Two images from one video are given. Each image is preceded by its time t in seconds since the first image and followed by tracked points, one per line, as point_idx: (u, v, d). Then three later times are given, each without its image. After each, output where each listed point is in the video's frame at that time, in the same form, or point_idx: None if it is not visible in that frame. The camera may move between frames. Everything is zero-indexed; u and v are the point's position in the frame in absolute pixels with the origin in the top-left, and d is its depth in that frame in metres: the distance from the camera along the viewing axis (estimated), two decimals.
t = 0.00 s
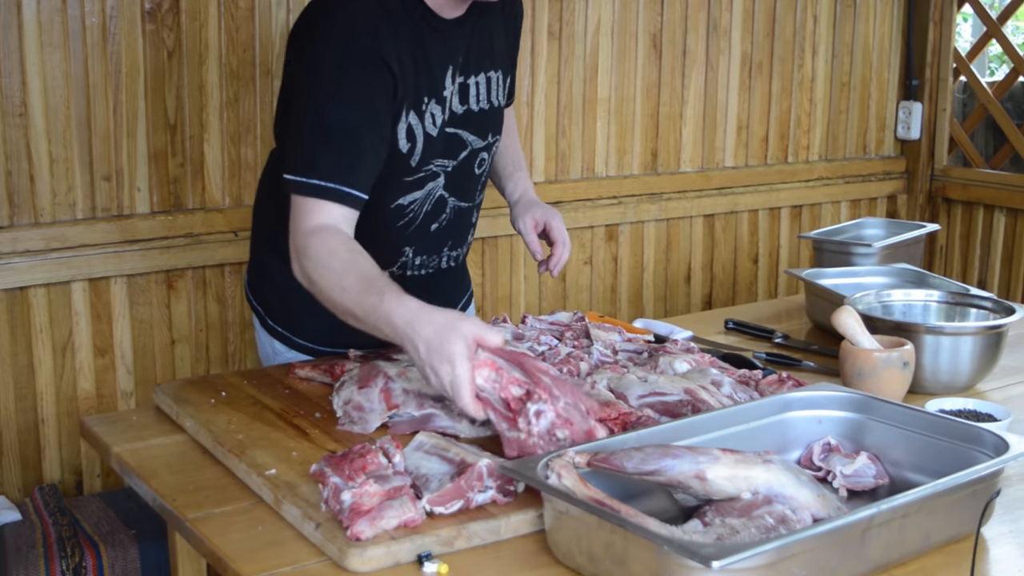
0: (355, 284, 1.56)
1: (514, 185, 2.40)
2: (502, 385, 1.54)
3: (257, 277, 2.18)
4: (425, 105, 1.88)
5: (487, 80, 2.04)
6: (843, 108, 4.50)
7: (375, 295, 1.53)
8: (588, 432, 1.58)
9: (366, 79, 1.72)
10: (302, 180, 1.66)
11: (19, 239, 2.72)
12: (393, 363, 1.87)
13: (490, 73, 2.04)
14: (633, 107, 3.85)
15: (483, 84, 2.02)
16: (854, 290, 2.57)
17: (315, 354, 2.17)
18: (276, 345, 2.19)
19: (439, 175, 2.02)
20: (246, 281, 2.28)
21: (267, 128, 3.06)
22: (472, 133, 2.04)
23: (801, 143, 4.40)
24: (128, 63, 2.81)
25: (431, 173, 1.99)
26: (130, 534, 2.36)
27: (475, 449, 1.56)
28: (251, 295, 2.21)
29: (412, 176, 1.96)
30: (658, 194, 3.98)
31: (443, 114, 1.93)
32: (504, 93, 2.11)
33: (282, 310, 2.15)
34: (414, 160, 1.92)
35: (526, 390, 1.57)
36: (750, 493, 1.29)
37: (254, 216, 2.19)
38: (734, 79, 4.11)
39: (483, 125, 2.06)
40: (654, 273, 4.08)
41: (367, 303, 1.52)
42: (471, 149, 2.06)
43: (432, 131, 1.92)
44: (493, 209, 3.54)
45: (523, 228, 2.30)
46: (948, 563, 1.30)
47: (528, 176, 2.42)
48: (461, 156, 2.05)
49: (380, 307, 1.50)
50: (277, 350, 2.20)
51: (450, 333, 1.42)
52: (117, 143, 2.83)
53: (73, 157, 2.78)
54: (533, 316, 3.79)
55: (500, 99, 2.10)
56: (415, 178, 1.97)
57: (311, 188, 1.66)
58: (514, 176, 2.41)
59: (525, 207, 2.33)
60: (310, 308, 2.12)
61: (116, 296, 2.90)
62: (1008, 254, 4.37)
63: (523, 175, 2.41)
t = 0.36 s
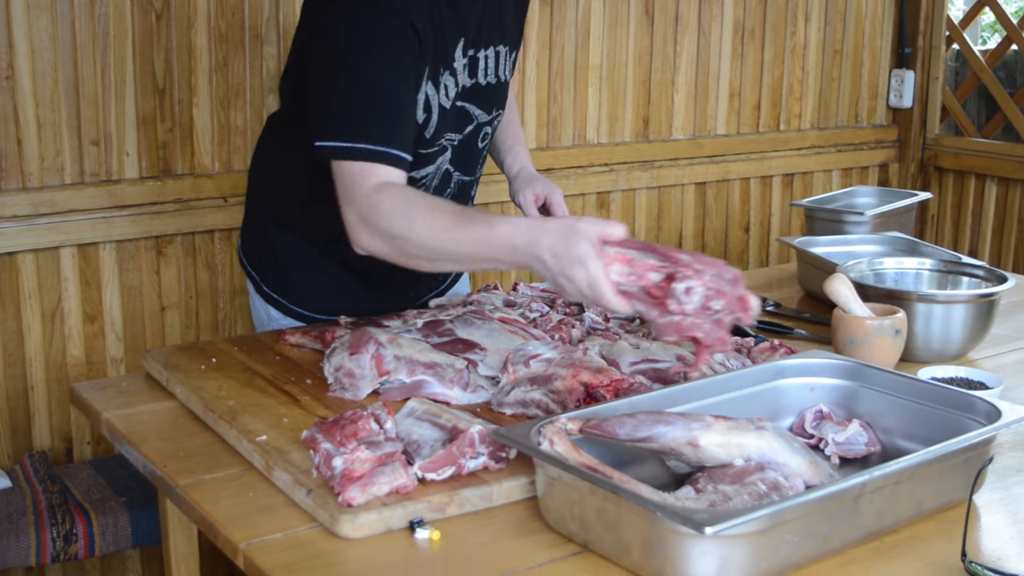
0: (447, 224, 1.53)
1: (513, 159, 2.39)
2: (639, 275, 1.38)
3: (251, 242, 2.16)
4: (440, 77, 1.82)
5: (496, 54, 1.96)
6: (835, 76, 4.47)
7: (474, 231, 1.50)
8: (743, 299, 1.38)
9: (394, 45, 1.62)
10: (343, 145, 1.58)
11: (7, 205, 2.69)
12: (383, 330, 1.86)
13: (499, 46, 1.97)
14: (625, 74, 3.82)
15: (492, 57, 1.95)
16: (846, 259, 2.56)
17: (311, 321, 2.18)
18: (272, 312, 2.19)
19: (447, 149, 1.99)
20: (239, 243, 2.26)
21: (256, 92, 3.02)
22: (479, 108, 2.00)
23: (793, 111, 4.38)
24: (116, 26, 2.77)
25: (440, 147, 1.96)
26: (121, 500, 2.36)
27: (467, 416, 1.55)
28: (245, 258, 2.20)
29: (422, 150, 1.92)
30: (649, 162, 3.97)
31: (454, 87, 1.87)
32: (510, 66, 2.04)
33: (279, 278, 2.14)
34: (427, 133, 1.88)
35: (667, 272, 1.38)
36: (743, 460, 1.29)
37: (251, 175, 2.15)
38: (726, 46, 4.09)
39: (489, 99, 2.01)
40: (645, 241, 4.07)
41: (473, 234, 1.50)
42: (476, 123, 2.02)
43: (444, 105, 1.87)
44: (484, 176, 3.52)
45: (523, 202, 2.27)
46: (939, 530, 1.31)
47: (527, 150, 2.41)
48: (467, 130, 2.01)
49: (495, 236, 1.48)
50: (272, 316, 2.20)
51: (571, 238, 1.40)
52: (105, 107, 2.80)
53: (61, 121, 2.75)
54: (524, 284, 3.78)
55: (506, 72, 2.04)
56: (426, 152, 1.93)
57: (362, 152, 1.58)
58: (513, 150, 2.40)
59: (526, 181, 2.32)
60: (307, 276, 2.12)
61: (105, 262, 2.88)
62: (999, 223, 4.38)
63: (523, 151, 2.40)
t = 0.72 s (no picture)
0: (684, 245, 1.42)
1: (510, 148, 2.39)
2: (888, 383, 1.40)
3: (259, 233, 2.16)
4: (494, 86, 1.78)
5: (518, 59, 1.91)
6: (837, 69, 4.46)
7: (719, 261, 1.40)
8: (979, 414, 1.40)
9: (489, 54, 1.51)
10: (482, 135, 1.50)
11: (8, 196, 2.69)
12: (385, 322, 1.86)
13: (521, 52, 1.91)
14: (626, 66, 3.81)
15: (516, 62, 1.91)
16: (848, 252, 2.56)
17: (318, 314, 2.21)
18: (278, 306, 2.20)
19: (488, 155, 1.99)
20: (238, 234, 2.23)
21: (258, 84, 3.02)
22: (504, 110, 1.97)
23: (795, 104, 4.37)
24: (118, 17, 2.77)
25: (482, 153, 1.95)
26: (123, 493, 2.36)
27: (469, 409, 1.55)
28: (250, 248, 2.19)
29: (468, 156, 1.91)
30: (651, 155, 3.96)
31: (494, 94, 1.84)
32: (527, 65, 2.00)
33: (289, 271, 2.15)
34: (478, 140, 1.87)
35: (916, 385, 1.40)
36: (746, 453, 1.29)
37: (258, 169, 2.13)
38: (728, 39, 4.08)
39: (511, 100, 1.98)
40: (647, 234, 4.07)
41: (711, 266, 1.40)
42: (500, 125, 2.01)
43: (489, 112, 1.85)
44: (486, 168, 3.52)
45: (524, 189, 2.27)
46: (942, 524, 1.31)
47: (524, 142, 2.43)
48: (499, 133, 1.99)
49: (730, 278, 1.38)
50: (277, 310, 2.20)
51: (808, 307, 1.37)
52: (107, 98, 2.80)
53: (62, 113, 2.75)
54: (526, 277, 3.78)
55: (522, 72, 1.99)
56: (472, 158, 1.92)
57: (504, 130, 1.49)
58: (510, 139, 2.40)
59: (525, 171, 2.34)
60: (322, 269, 2.14)
61: (107, 254, 2.88)
62: (1002, 216, 4.37)
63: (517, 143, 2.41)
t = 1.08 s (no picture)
0: (528, 207, 1.40)
1: (514, 154, 2.39)
2: (887, 428, 1.44)
3: (260, 231, 2.16)
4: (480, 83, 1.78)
5: (518, 61, 1.92)
6: (838, 70, 4.46)
7: (560, 210, 1.38)
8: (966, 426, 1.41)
9: (455, 37, 1.55)
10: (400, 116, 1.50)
11: (10, 199, 2.69)
12: (386, 325, 1.86)
13: (520, 54, 1.92)
14: (627, 68, 3.82)
15: (516, 64, 1.91)
16: (850, 253, 2.56)
17: (320, 316, 2.19)
18: (279, 307, 2.20)
19: (478, 156, 1.98)
20: (241, 236, 2.24)
21: (259, 87, 3.02)
22: (500, 112, 1.97)
23: (796, 105, 4.37)
24: (119, 20, 2.77)
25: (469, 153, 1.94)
26: (124, 496, 2.36)
27: (470, 411, 1.55)
28: (251, 249, 2.19)
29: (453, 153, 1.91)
30: (652, 156, 3.96)
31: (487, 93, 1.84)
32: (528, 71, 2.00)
33: (293, 269, 2.15)
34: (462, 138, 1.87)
35: (913, 427, 1.43)
36: (747, 455, 1.29)
37: (262, 167, 2.16)
38: (729, 41, 4.08)
39: (508, 102, 1.98)
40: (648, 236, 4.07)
41: (551, 216, 1.38)
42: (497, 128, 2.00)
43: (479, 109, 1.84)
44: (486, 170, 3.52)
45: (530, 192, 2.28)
46: (943, 525, 1.31)
47: (527, 145, 2.42)
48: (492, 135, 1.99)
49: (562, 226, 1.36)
50: (279, 311, 2.20)
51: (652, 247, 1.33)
52: (108, 101, 2.80)
53: (63, 115, 2.75)
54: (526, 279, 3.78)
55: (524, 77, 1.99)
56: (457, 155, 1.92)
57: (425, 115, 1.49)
58: (514, 144, 2.40)
59: (531, 174, 2.32)
60: (323, 269, 2.14)
61: (108, 256, 2.88)
62: (1002, 217, 4.37)
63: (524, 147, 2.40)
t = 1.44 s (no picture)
0: (459, 258, 1.54)
1: (512, 146, 2.38)
2: (887, 431, 1.44)
3: (254, 235, 2.17)
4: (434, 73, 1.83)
5: (488, 46, 1.96)
6: (838, 72, 4.46)
7: (482, 273, 1.51)
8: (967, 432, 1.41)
9: (383, 40, 1.63)
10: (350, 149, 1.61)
11: (10, 201, 2.69)
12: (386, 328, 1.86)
13: (490, 39, 1.96)
14: (628, 71, 3.82)
15: (485, 50, 1.95)
16: (850, 256, 2.56)
17: (317, 318, 2.18)
18: (275, 309, 2.19)
19: (451, 145, 2.02)
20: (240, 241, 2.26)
21: (260, 89, 3.02)
22: (476, 99, 2.00)
23: (796, 108, 4.37)
24: (120, 22, 2.77)
25: (440, 143, 1.98)
26: (124, 498, 2.36)
27: (470, 414, 1.55)
28: (248, 254, 2.20)
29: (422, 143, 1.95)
30: (652, 159, 3.96)
31: (451, 82, 1.88)
32: (503, 57, 2.03)
33: (284, 272, 2.14)
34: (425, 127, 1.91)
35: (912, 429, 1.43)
36: (747, 458, 1.29)
37: (253, 173, 2.17)
38: (730, 43, 4.08)
39: (485, 89, 2.01)
40: (649, 238, 4.07)
41: (475, 276, 1.51)
42: (474, 116, 2.03)
43: (442, 99, 1.89)
44: (486, 173, 3.52)
45: (524, 186, 2.29)
46: (943, 529, 1.31)
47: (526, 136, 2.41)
48: (468, 124, 2.02)
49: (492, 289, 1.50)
50: (275, 314, 2.20)
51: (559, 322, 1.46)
52: (109, 103, 2.80)
53: (64, 118, 2.75)
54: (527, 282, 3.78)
55: (499, 63, 2.03)
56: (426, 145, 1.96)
57: (375, 154, 1.60)
58: (512, 136, 2.39)
59: (527, 166, 2.32)
60: (315, 269, 2.12)
61: (109, 259, 2.88)
62: (1003, 219, 4.37)
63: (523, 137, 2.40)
